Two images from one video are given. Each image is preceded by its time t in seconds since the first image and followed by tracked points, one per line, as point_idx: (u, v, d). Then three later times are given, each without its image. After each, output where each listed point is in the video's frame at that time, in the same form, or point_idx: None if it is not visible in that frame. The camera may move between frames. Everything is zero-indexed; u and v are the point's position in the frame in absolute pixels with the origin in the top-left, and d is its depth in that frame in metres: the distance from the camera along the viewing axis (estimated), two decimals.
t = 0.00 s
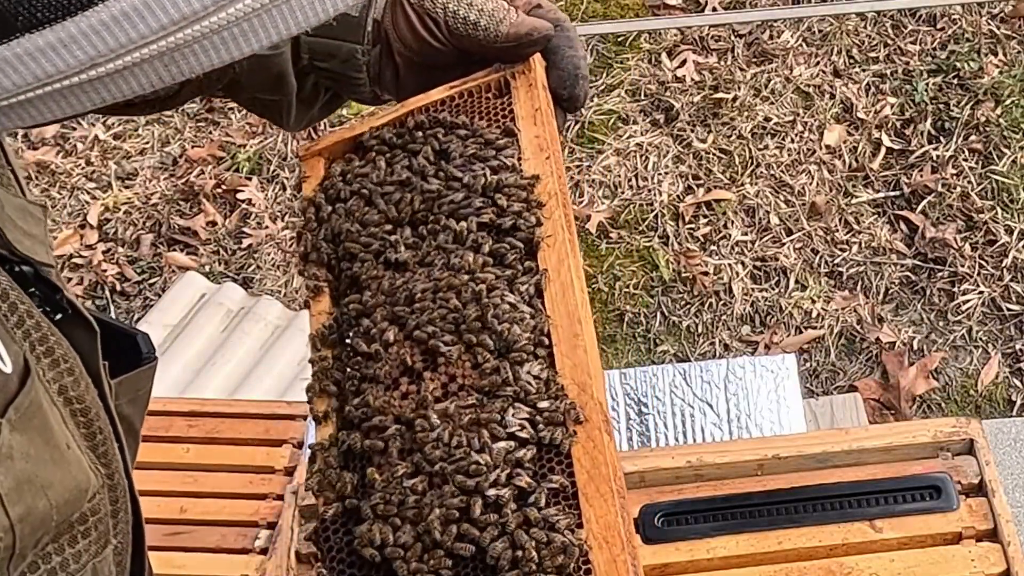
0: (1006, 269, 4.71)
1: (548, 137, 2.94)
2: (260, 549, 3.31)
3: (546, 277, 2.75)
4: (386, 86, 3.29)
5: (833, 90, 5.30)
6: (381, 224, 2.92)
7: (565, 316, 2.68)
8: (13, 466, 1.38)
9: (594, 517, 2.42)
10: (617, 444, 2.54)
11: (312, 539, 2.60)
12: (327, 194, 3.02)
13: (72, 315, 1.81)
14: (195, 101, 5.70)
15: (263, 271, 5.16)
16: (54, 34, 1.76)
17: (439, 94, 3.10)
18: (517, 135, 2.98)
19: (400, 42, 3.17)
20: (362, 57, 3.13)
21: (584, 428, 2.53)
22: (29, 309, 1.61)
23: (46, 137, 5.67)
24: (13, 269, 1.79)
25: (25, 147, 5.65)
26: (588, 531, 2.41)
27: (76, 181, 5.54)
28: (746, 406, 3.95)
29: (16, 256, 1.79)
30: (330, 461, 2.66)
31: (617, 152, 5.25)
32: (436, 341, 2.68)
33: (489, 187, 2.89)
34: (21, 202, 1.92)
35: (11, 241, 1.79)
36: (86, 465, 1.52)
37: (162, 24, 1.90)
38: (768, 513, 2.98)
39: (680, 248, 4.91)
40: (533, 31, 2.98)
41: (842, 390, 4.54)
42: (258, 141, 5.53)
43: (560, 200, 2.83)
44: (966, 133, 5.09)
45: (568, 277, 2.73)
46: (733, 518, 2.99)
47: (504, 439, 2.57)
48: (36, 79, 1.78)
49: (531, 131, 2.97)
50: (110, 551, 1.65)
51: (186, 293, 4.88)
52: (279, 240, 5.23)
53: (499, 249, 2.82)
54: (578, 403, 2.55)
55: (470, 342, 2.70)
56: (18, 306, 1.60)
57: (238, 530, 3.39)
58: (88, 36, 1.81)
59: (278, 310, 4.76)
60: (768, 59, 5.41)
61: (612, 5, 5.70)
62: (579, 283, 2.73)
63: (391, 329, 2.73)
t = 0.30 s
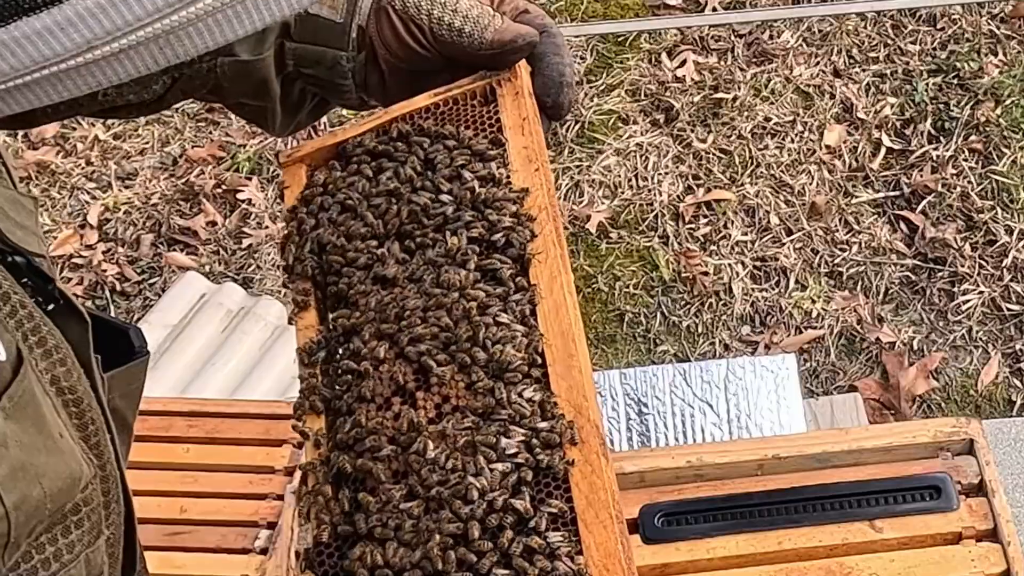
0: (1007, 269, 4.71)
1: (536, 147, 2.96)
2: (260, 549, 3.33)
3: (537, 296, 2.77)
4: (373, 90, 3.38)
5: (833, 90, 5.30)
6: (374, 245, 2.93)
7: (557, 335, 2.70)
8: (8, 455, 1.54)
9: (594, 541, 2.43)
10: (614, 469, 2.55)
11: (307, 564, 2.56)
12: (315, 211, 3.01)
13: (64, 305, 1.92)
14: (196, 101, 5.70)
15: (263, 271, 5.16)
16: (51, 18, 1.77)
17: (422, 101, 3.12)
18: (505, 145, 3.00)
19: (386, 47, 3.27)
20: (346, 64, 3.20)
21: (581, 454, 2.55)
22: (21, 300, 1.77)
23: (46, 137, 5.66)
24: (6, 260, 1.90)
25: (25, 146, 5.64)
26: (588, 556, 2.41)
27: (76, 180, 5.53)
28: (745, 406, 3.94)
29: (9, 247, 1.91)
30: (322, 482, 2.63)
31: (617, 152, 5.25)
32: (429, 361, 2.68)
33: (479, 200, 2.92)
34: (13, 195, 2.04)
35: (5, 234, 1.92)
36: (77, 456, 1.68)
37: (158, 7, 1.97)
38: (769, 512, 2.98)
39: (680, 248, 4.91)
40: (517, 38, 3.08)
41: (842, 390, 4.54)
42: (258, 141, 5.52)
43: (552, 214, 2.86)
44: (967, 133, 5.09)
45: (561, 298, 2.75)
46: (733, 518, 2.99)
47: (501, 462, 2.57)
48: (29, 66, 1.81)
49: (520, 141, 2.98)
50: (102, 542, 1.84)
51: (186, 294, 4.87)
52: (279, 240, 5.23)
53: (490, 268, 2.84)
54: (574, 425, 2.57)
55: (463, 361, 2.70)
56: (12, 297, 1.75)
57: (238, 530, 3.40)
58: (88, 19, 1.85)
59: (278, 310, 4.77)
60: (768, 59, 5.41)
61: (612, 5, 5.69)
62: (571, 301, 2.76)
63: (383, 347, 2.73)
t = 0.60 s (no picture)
0: (1007, 269, 4.71)
1: (529, 146, 2.95)
2: (260, 549, 3.33)
3: (530, 299, 2.77)
4: (365, 88, 3.26)
5: (833, 90, 5.30)
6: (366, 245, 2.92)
7: (553, 339, 2.69)
8: (3, 443, 1.57)
9: (592, 548, 2.44)
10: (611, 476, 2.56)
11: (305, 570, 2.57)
12: (307, 212, 2.99)
13: (58, 297, 1.92)
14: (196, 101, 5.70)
15: (263, 271, 5.17)
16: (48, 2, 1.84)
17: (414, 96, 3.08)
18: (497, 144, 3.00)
19: (376, 44, 3.13)
20: (337, 61, 3.07)
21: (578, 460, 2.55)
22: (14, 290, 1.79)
23: (46, 137, 5.66)
24: None
25: (25, 146, 5.64)
26: (586, 563, 2.43)
27: (76, 180, 5.53)
28: (746, 405, 3.94)
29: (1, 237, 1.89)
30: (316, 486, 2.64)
31: (617, 152, 5.25)
32: (423, 365, 2.68)
33: (471, 200, 2.92)
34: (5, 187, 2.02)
35: None
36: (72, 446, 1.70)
37: None
38: (769, 512, 2.98)
39: (680, 248, 4.91)
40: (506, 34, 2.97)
41: (842, 390, 4.54)
42: (258, 141, 5.52)
43: (546, 216, 2.85)
44: (966, 133, 5.09)
45: (556, 301, 2.75)
46: (733, 518, 2.99)
47: (495, 468, 2.57)
48: (26, 49, 1.89)
49: (512, 140, 2.98)
50: (97, 533, 1.85)
51: (186, 294, 4.88)
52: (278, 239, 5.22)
53: (484, 270, 2.82)
54: (570, 429, 2.57)
55: (458, 365, 2.70)
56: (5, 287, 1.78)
57: (238, 531, 3.40)
58: (84, 3, 1.89)
59: (277, 310, 4.77)
60: (768, 59, 5.41)
61: (613, 5, 5.69)
62: (566, 303, 2.75)
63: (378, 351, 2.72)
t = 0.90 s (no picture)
0: (1007, 269, 4.71)
1: (537, 148, 2.98)
2: (260, 549, 3.34)
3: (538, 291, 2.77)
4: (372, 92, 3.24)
5: (833, 90, 5.30)
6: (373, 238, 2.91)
7: (560, 331, 2.71)
8: (2, 438, 1.57)
9: (597, 536, 2.46)
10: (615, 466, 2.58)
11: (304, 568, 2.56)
12: (309, 208, 2.98)
13: (56, 295, 1.94)
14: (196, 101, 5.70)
15: (263, 271, 5.17)
16: None
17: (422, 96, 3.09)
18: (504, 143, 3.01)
19: (387, 51, 3.08)
20: (347, 65, 3.06)
21: (581, 449, 2.57)
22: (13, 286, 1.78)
23: (46, 137, 5.65)
24: None
25: (25, 146, 5.63)
26: (590, 550, 2.44)
27: (76, 180, 5.53)
28: (745, 405, 3.95)
29: None
30: (320, 474, 2.64)
31: (617, 152, 5.25)
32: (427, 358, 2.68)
33: (479, 194, 2.92)
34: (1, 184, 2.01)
35: None
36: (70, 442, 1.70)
37: None
38: (768, 512, 2.98)
39: (680, 248, 4.91)
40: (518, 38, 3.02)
41: (842, 390, 4.54)
42: (258, 141, 5.53)
43: (554, 214, 2.87)
44: (966, 133, 5.09)
45: (562, 293, 2.76)
46: (733, 518, 2.99)
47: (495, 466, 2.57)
48: (28, 46, 1.87)
49: (520, 141, 3.01)
50: (96, 530, 1.85)
51: (186, 294, 4.88)
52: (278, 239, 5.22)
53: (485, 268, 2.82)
54: (577, 418, 2.59)
55: (464, 354, 2.70)
56: (5, 283, 1.77)
57: (237, 531, 3.40)
58: None
59: (278, 310, 4.77)
60: (768, 59, 5.41)
61: (612, 6, 5.69)
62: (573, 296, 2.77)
63: (379, 349, 2.72)
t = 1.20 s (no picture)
0: (1007, 269, 4.71)
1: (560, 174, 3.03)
2: (260, 549, 3.35)
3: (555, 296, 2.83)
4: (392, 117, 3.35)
5: (833, 90, 5.30)
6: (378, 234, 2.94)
7: (575, 332, 2.76)
8: None
9: (603, 521, 2.50)
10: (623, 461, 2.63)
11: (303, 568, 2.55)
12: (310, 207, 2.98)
13: (56, 299, 1.91)
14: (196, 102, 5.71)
15: (263, 271, 5.17)
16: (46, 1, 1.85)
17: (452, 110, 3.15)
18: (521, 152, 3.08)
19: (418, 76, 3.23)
20: (375, 90, 3.22)
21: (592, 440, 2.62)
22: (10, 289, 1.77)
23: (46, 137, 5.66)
24: None
25: (25, 147, 5.63)
26: (596, 533, 2.49)
27: (76, 181, 5.53)
28: (745, 405, 3.95)
29: None
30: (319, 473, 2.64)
31: (617, 152, 5.25)
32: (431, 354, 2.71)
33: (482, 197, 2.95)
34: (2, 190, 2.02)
35: None
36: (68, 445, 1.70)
37: None
38: (768, 512, 2.98)
39: (680, 248, 4.91)
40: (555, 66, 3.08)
41: (842, 390, 4.53)
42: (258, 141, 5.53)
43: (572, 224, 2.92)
44: (966, 133, 5.09)
45: (579, 300, 2.82)
46: (733, 518, 2.99)
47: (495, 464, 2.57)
48: (24, 48, 1.88)
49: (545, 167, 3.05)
50: (95, 535, 1.86)
51: (186, 294, 4.88)
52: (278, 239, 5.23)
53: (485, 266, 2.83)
54: (590, 412, 2.64)
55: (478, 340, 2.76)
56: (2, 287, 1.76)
57: (237, 530, 3.41)
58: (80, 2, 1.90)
59: (278, 310, 4.77)
60: (768, 59, 5.41)
61: (613, 6, 5.69)
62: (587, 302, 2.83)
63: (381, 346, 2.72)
